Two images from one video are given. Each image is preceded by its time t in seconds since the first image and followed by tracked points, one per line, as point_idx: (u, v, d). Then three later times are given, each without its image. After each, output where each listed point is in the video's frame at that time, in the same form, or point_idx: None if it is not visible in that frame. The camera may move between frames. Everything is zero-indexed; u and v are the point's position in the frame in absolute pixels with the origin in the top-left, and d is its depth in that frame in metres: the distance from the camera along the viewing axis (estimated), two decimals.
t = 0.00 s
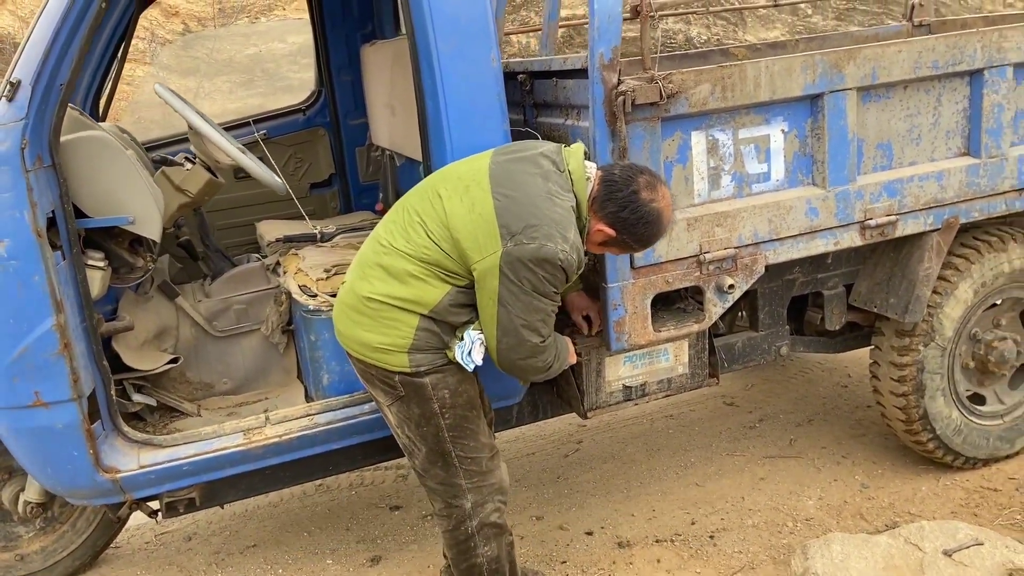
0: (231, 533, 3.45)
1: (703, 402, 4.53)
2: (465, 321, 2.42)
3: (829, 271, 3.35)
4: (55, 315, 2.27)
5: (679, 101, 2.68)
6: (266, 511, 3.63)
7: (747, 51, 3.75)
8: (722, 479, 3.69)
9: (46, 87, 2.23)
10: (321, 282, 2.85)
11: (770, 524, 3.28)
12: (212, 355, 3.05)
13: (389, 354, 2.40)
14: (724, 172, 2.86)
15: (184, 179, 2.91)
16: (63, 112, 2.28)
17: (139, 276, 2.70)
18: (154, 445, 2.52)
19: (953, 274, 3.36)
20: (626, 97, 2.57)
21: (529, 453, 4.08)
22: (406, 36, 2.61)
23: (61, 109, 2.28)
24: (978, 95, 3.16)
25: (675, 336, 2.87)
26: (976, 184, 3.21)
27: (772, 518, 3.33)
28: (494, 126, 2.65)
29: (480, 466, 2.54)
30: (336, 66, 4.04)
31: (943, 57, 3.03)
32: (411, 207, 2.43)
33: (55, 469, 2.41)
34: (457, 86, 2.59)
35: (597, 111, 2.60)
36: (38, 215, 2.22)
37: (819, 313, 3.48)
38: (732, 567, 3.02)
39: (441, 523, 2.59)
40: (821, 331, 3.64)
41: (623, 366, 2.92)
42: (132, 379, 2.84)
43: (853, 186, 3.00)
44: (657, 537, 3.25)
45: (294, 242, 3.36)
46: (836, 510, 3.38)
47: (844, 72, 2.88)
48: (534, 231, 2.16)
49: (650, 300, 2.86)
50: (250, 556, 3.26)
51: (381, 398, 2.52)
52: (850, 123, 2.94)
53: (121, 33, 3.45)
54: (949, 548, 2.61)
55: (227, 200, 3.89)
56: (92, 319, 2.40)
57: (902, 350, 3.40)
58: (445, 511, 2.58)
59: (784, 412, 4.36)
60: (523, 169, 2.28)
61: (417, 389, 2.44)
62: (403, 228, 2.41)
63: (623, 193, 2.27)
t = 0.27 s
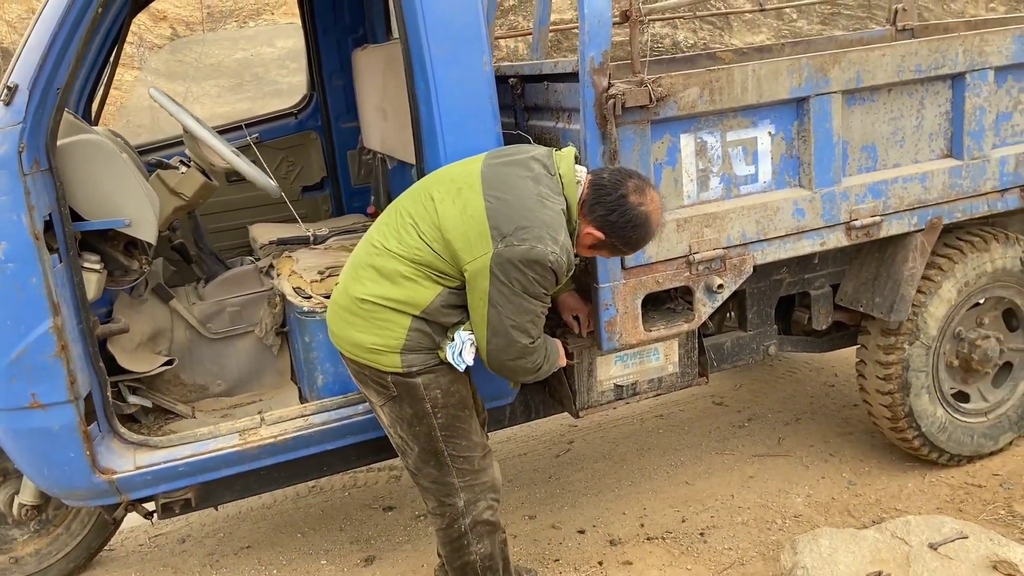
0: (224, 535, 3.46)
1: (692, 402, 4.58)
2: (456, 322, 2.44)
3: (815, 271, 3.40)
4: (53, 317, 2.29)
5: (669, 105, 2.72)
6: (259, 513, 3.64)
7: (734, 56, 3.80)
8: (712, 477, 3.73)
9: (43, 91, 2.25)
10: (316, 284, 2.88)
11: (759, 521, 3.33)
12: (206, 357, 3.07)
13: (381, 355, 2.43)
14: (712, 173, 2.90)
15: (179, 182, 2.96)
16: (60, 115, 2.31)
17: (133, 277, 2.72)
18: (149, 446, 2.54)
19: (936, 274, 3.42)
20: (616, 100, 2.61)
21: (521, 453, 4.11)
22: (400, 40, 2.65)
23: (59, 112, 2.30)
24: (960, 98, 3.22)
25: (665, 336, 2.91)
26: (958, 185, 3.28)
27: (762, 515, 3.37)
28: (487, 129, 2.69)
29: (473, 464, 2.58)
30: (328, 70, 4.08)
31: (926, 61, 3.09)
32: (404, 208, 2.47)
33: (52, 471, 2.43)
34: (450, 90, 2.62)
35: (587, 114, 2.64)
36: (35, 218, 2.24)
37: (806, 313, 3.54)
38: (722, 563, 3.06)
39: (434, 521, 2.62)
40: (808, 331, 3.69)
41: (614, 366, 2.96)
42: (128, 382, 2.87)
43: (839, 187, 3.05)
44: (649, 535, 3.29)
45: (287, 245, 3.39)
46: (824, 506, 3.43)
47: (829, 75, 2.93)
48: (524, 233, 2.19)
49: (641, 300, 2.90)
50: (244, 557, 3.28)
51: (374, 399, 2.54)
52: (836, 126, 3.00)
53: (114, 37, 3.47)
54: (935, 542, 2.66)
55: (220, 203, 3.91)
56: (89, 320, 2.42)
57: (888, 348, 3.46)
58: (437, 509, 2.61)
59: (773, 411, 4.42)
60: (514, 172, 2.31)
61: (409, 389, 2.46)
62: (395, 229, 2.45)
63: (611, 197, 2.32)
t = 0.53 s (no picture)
0: (216, 538, 3.46)
1: (682, 403, 4.61)
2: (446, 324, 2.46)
3: (803, 272, 3.44)
4: (45, 319, 2.30)
5: (657, 108, 2.75)
6: (251, 515, 3.65)
7: (722, 60, 3.85)
8: (702, 477, 3.76)
9: (34, 95, 2.26)
10: (307, 286, 2.89)
11: (748, 520, 3.36)
12: (197, 360, 3.08)
13: (371, 356, 2.44)
14: (700, 175, 2.93)
15: (170, 185, 2.97)
16: (52, 119, 2.32)
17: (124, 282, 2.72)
18: (142, 448, 2.55)
19: (921, 274, 3.46)
20: (605, 103, 2.64)
21: (512, 454, 4.13)
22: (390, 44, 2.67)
23: (51, 116, 2.31)
24: (943, 101, 3.27)
25: (654, 336, 2.94)
26: (942, 186, 3.32)
27: (751, 513, 3.41)
28: (477, 132, 2.72)
29: (464, 465, 2.59)
30: (318, 74, 4.10)
31: (910, 64, 3.14)
32: (394, 211, 2.48)
33: (44, 474, 2.43)
34: (441, 93, 2.64)
35: (577, 117, 2.67)
36: (27, 221, 2.25)
37: (794, 313, 3.58)
38: (712, 561, 3.09)
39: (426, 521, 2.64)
40: (796, 331, 3.73)
41: (604, 366, 2.99)
42: (119, 385, 2.86)
43: (825, 189, 3.09)
44: (640, 534, 3.32)
45: (278, 248, 3.41)
46: (813, 505, 3.46)
47: (815, 79, 2.98)
48: (514, 236, 2.21)
49: (631, 300, 2.92)
50: (236, 560, 3.28)
51: (365, 400, 2.56)
52: (822, 128, 3.04)
53: (104, 41, 3.47)
54: (920, 538, 2.69)
55: (211, 206, 3.91)
56: (80, 323, 2.43)
57: (874, 348, 3.50)
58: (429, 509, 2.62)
59: (762, 411, 4.45)
60: (503, 175, 2.34)
61: (399, 391, 2.48)
62: (385, 232, 2.46)
63: (599, 200, 2.33)
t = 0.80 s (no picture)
0: (217, 541, 3.47)
1: (681, 404, 4.63)
2: (447, 327, 2.48)
3: (800, 274, 3.46)
4: (47, 323, 2.31)
5: (655, 111, 2.78)
6: (252, 518, 3.66)
7: (718, 63, 3.87)
8: (701, 478, 3.78)
9: (37, 100, 2.27)
10: (307, 290, 2.91)
11: (747, 521, 3.38)
12: (198, 363, 3.09)
13: (371, 359, 2.45)
14: (698, 178, 2.95)
15: (171, 190, 3.00)
16: (54, 124, 2.34)
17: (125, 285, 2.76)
18: (143, 451, 2.56)
19: (917, 276, 3.49)
20: (603, 107, 2.66)
21: (512, 456, 4.14)
22: (390, 48, 2.69)
23: (53, 121, 2.33)
24: (938, 104, 3.30)
25: (653, 338, 2.95)
26: (938, 188, 3.35)
27: (749, 514, 3.42)
28: (476, 135, 2.73)
29: (464, 467, 2.60)
30: (317, 78, 4.12)
31: (905, 67, 3.16)
32: (395, 215, 2.50)
33: (46, 477, 2.44)
34: (440, 97, 2.66)
35: (575, 121, 2.69)
36: (30, 226, 2.27)
37: (792, 315, 3.60)
38: (711, 562, 3.11)
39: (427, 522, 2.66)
40: (793, 333, 3.75)
41: (603, 368, 3.01)
42: (120, 389, 2.86)
43: (822, 191, 3.11)
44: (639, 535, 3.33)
45: (278, 251, 3.43)
46: (811, 505, 3.48)
47: (811, 82, 3.00)
48: (514, 241, 2.23)
49: (629, 302, 2.94)
50: (237, 563, 3.29)
51: (366, 403, 2.57)
52: (818, 131, 3.06)
53: (104, 47, 3.49)
54: (917, 538, 2.71)
55: (211, 210, 3.93)
56: (82, 327, 2.44)
57: (871, 349, 3.52)
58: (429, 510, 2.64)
59: (760, 412, 4.47)
60: (503, 180, 2.35)
61: (400, 393, 2.49)
62: (386, 236, 2.48)
63: (598, 206, 2.35)
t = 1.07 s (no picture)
0: (225, 540, 3.50)
1: (686, 405, 4.64)
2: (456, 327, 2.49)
3: (806, 274, 3.47)
4: (59, 324, 2.34)
5: (661, 112, 2.79)
6: (260, 518, 3.68)
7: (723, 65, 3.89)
8: (707, 478, 3.79)
9: (49, 103, 2.30)
10: (316, 291, 2.93)
11: (753, 521, 3.38)
12: (207, 364, 3.11)
13: (381, 359, 2.47)
14: (704, 179, 2.96)
15: (181, 192, 3.03)
16: (66, 127, 2.36)
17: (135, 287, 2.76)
18: (154, 451, 2.58)
19: (924, 277, 3.49)
20: (609, 109, 2.67)
21: (518, 456, 4.16)
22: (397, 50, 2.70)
23: (65, 124, 2.35)
24: (944, 104, 3.30)
25: (659, 339, 2.97)
26: (944, 189, 3.35)
27: (756, 514, 3.43)
28: (482, 137, 2.75)
29: (473, 466, 2.62)
30: (324, 80, 4.14)
31: (911, 68, 3.17)
32: (405, 217, 2.51)
33: (58, 476, 2.46)
34: (447, 99, 2.68)
35: (581, 123, 2.71)
36: (42, 228, 2.29)
37: (797, 315, 3.60)
38: (718, 562, 3.12)
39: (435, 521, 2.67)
40: (799, 333, 3.75)
41: (609, 369, 3.02)
42: (131, 390, 2.88)
43: (828, 192, 3.12)
44: (645, 535, 3.34)
45: (286, 252, 3.45)
46: (817, 506, 3.49)
47: (817, 83, 3.01)
48: (525, 243, 2.24)
49: (635, 303, 2.95)
50: (246, 562, 3.31)
51: (375, 402, 2.59)
52: (824, 132, 3.07)
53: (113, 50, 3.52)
54: (924, 537, 2.72)
55: (219, 212, 3.95)
56: (93, 328, 2.47)
57: (877, 350, 3.53)
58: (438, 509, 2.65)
59: (765, 413, 4.48)
60: (513, 182, 2.36)
61: (409, 393, 2.51)
62: (397, 237, 2.49)
63: (606, 208, 2.37)
